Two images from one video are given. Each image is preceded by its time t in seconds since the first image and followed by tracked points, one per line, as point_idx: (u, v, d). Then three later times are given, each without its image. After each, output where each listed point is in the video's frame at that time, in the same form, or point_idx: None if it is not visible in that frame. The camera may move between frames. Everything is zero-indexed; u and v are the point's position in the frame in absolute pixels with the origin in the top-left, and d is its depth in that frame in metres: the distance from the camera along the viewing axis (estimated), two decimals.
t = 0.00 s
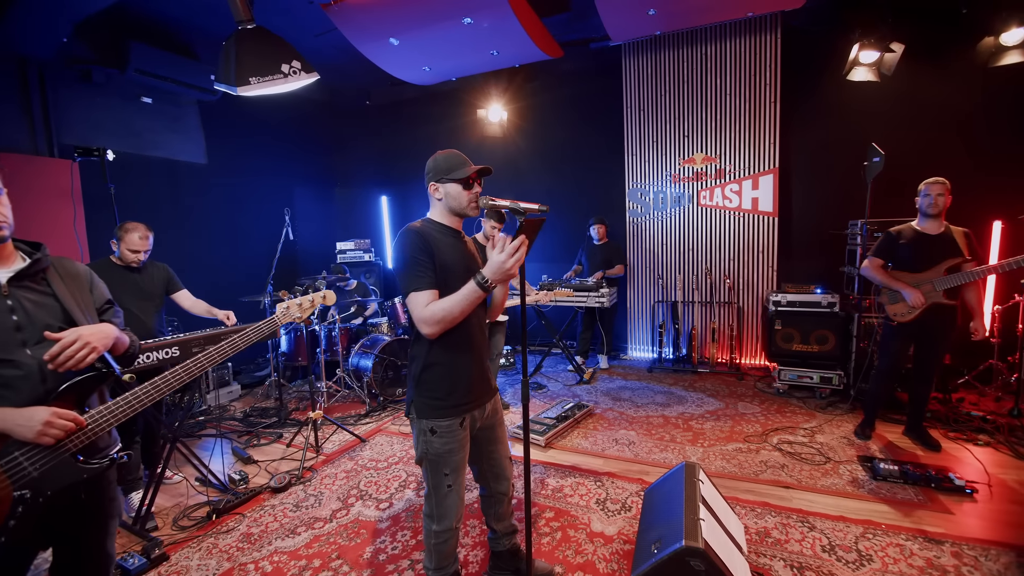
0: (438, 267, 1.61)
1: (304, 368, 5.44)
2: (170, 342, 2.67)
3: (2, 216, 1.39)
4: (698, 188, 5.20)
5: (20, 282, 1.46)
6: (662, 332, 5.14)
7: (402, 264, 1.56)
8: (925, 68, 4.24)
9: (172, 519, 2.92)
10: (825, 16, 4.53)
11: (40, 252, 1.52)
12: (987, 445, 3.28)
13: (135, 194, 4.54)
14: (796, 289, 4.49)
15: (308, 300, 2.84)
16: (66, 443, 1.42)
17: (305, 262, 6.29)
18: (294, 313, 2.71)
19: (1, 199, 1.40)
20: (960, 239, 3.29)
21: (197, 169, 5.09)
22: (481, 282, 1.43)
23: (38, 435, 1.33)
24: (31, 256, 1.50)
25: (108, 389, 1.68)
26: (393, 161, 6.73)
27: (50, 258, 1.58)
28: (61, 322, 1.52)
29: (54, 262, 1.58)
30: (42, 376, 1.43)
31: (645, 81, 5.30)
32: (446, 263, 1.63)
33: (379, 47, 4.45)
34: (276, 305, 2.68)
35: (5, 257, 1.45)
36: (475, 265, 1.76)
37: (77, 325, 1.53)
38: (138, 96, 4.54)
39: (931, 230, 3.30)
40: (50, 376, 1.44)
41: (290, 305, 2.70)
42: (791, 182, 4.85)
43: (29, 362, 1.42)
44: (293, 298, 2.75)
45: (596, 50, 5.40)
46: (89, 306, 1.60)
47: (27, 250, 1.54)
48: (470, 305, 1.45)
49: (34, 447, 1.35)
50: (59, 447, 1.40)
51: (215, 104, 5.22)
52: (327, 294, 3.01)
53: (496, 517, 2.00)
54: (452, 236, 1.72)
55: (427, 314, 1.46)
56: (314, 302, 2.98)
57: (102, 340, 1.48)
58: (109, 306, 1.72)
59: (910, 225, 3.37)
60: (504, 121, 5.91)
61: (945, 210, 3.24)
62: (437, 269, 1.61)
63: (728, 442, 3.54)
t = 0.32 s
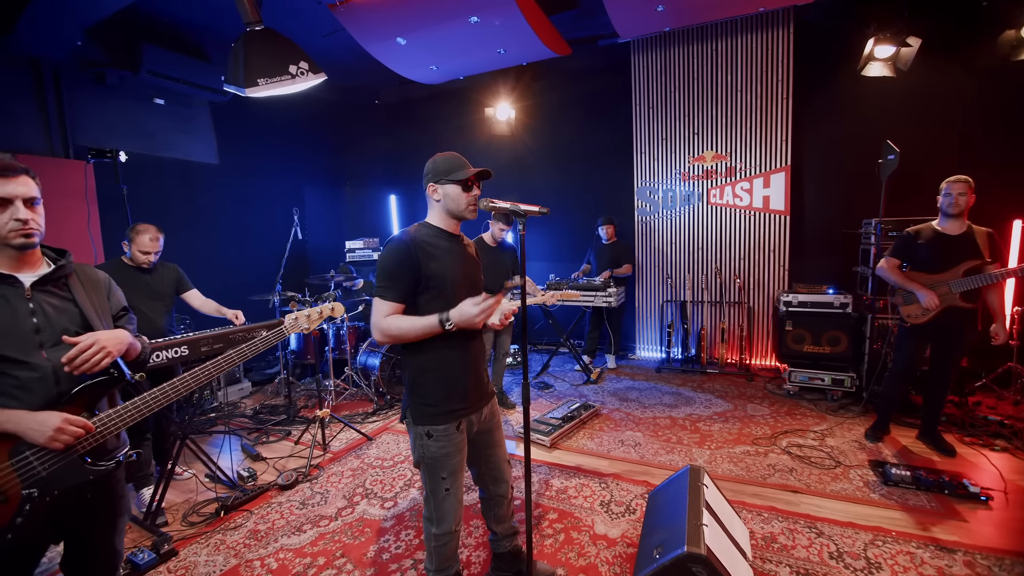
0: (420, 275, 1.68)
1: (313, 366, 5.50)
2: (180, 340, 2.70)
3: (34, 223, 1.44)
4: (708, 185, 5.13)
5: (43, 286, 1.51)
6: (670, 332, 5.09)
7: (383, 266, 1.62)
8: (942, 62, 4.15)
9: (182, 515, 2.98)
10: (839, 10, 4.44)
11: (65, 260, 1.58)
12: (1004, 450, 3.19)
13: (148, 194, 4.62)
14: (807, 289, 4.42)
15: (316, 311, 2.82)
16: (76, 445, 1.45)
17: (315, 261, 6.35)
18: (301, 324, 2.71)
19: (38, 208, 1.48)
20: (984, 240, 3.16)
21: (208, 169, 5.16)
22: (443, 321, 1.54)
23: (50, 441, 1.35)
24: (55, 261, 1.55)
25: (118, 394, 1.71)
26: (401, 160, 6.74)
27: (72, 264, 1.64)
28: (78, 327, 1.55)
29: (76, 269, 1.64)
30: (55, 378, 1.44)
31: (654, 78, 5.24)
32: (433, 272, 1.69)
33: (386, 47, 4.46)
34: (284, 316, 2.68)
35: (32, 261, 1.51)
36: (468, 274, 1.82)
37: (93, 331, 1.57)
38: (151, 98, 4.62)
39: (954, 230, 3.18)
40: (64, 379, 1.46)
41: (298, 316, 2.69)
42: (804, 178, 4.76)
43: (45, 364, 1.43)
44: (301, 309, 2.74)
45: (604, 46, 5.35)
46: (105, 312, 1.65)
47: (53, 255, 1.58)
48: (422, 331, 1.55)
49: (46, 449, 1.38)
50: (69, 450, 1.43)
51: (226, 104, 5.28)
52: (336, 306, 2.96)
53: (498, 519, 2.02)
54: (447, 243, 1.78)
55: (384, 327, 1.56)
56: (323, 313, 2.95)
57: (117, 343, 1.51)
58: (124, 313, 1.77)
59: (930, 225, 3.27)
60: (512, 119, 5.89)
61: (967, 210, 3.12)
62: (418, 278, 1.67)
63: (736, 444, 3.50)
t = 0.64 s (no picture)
0: (411, 280, 1.71)
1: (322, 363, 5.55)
2: (190, 338, 2.74)
3: (30, 226, 1.48)
4: (719, 184, 5.06)
5: (32, 291, 1.52)
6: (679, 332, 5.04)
7: (374, 270, 1.67)
8: (963, 55, 4.04)
9: (192, 510, 3.03)
10: (854, 4, 4.35)
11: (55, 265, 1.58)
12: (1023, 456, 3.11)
13: (160, 194, 4.69)
14: (819, 289, 4.34)
15: (309, 318, 2.91)
16: (64, 452, 1.47)
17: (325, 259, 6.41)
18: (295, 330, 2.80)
19: (35, 213, 1.51)
20: (1003, 240, 3.05)
21: (220, 168, 5.23)
22: (427, 343, 1.62)
23: (37, 445, 1.37)
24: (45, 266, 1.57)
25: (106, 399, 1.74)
26: (410, 158, 6.75)
27: (64, 268, 1.66)
28: (67, 332, 1.57)
29: (67, 274, 1.67)
30: (42, 383, 1.46)
31: (664, 74, 5.17)
32: (425, 277, 1.72)
33: (394, 45, 4.46)
34: (278, 322, 2.78)
35: (22, 266, 1.53)
36: (463, 278, 1.82)
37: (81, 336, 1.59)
38: (163, 99, 4.69)
39: (971, 229, 3.08)
40: (50, 384, 1.47)
41: (292, 322, 2.78)
42: (816, 177, 4.69)
43: (30, 369, 1.45)
44: (295, 316, 2.83)
45: (614, 43, 5.30)
46: (95, 317, 1.68)
47: (44, 261, 1.62)
48: (406, 343, 1.63)
49: (32, 456, 1.40)
50: (57, 456, 1.46)
51: (238, 104, 5.33)
52: (329, 313, 3.06)
53: (499, 519, 2.03)
54: (444, 246, 1.80)
55: (367, 332, 1.63)
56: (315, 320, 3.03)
57: (106, 349, 1.55)
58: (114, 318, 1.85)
59: (946, 224, 3.18)
60: (521, 117, 5.86)
61: (985, 208, 3.02)
62: (409, 283, 1.71)
63: (744, 446, 3.46)
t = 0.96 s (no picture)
0: (416, 283, 1.71)
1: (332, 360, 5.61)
2: (201, 337, 2.79)
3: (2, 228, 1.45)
4: (730, 181, 4.99)
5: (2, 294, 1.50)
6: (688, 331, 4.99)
7: (379, 273, 1.67)
8: (984, 49, 3.93)
9: (203, 504, 3.09)
10: None
11: (26, 270, 1.56)
12: None
13: (173, 194, 4.76)
14: (832, 289, 4.27)
15: (293, 322, 2.88)
16: (34, 461, 1.45)
17: (335, 258, 6.47)
18: (277, 334, 2.78)
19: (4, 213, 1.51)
20: (1015, 239, 2.96)
21: (232, 168, 5.30)
22: (443, 346, 1.69)
23: (4, 454, 1.34)
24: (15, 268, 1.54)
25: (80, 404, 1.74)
26: (420, 155, 6.76)
27: (34, 271, 1.64)
28: (37, 337, 1.56)
29: (38, 276, 1.63)
30: (11, 391, 1.45)
31: (674, 70, 5.11)
32: (429, 280, 1.72)
33: (402, 44, 4.46)
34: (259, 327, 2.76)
35: None
36: (466, 280, 1.83)
37: (52, 341, 1.57)
38: (177, 99, 4.76)
39: (982, 228, 3.00)
40: (19, 392, 1.46)
41: (273, 326, 2.77)
42: (829, 174, 4.60)
43: None
44: (277, 320, 2.82)
45: (624, 39, 5.24)
46: (65, 320, 1.65)
47: (15, 263, 1.58)
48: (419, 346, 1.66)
49: None
50: (26, 466, 1.44)
51: (250, 104, 5.40)
52: (314, 317, 2.93)
53: (501, 519, 2.03)
54: (447, 248, 1.80)
55: (376, 336, 1.63)
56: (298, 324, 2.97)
57: (78, 355, 1.52)
58: (89, 322, 1.76)
59: (957, 223, 3.10)
60: (530, 115, 5.84)
61: (995, 207, 2.95)
62: (413, 285, 1.71)
63: (752, 449, 3.41)
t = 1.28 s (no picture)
0: (421, 282, 1.72)
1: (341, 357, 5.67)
2: (211, 334, 2.81)
3: None
4: (741, 179, 4.92)
5: None
6: (697, 331, 4.94)
7: (384, 271, 1.67)
8: (1006, 42, 3.82)
9: (214, 498, 3.14)
10: None
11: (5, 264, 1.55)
12: None
13: (186, 194, 4.83)
14: (845, 288, 4.20)
15: (280, 322, 2.88)
16: (14, 468, 1.46)
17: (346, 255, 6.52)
18: (263, 334, 2.80)
19: None
20: None
21: (244, 166, 5.37)
22: (419, 373, 1.62)
23: None
24: None
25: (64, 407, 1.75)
26: (429, 154, 6.78)
27: (13, 272, 1.64)
28: (16, 339, 1.59)
29: (17, 278, 1.65)
30: None
31: (685, 66, 5.05)
32: (435, 278, 1.73)
33: (411, 43, 4.47)
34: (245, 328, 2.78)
35: None
36: (473, 279, 1.84)
37: (32, 343, 1.61)
38: (190, 99, 4.83)
39: (988, 227, 2.93)
40: None
41: (259, 327, 2.78)
42: (844, 172, 4.52)
43: None
44: (264, 320, 2.82)
45: (635, 35, 5.19)
46: (45, 321, 1.68)
47: None
48: (404, 358, 1.63)
49: None
50: (6, 472, 1.45)
51: (261, 104, 5.46)
52: (302, 317, 2.98)
53: (505, 519, 2.04)
54: (455, 250, 1.81)
55: (371, 333, 1.63)
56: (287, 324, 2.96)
57: (57, 360, 1.55)
58: (71, 323, 1.81)
59: (963, 222, 3.04)
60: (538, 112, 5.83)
61: (1002, 205, 2.89)
62: (419, 284, 1.72)
63: (761, 450, 3.38)
